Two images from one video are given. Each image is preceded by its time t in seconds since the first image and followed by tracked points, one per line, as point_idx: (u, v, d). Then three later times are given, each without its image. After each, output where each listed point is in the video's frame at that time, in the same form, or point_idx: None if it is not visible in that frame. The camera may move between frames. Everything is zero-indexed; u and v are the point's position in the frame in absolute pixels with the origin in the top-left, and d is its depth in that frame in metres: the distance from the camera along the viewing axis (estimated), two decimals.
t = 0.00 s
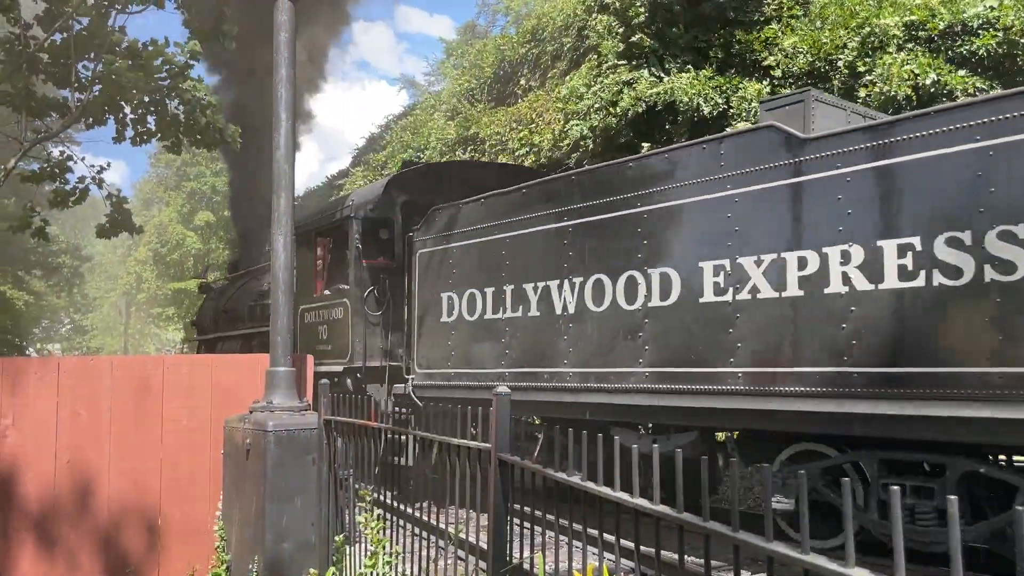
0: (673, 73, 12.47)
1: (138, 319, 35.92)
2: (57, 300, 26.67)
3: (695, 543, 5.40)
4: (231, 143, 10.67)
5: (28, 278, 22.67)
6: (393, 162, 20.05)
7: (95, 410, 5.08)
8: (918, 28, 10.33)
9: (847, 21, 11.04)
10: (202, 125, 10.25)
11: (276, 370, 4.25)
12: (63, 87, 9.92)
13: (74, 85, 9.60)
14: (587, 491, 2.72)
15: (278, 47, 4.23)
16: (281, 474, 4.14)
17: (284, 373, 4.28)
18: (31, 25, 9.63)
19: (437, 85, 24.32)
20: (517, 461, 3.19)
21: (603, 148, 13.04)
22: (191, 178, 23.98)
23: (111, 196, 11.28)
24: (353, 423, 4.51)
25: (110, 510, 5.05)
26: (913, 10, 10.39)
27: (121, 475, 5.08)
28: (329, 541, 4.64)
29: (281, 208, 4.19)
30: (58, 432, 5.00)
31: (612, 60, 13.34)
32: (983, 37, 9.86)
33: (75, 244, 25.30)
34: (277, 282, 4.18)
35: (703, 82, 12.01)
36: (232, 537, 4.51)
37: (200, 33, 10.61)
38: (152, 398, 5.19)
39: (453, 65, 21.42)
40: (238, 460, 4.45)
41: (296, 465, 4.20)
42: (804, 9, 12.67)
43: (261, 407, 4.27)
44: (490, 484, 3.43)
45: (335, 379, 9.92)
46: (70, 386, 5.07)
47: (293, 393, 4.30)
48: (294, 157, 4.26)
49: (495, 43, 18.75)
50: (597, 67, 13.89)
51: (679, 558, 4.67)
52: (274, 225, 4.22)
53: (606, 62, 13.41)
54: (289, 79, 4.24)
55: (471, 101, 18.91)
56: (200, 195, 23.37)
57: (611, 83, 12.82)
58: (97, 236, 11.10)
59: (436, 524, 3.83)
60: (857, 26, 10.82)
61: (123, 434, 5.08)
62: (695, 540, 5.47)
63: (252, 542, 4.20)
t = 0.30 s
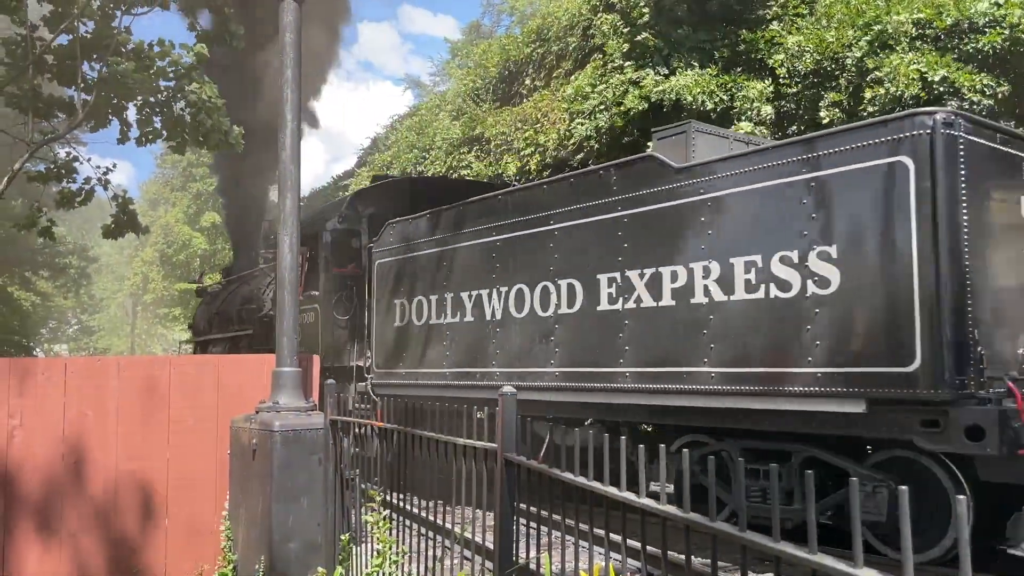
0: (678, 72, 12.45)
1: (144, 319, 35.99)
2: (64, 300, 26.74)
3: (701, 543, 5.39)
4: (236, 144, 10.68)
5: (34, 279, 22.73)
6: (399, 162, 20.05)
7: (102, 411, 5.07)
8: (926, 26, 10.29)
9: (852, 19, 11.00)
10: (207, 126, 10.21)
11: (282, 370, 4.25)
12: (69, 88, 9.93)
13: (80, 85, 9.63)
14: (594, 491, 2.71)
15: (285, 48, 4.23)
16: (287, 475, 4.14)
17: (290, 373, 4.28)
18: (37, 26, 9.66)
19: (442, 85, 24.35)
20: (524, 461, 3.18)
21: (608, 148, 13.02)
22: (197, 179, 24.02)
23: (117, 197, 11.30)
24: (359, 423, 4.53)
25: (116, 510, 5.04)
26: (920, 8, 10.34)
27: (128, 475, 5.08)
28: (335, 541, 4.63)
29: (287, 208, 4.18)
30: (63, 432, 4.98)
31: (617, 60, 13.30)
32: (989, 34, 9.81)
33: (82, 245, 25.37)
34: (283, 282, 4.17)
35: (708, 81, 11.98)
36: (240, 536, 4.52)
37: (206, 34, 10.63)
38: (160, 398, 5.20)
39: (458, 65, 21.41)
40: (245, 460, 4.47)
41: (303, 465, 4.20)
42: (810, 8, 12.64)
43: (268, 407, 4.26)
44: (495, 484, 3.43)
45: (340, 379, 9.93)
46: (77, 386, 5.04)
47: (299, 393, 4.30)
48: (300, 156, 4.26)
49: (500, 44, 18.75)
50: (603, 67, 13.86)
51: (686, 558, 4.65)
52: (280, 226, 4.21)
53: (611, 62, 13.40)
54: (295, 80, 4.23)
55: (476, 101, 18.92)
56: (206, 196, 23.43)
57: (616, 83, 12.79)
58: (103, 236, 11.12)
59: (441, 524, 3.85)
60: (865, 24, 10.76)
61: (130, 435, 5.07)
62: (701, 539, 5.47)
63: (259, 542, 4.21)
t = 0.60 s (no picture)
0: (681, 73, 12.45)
1: (149, 319, 36.05)
2: (70, 301, 26.80)
3: (705, 543, 5.39)
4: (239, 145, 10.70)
5: (40, 280, 22.78)
6: (403, 162, 20.07)
7: (108, 411, 5.05)
8: (931, 24, 10.32)
9: (857, 19, 10.98)
10: (212, 127, 10.23)
11: (286, 370, 4.26)
12: (73, 90, 9.94)
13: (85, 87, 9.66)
14: (597, 491, 2.72)
15: (289, 49, 4.23)
16: (291, 475, 4.14)
17: (294, 374, 4.28)
18: (42, 28, 9.69)
19: (446, 86, 24.37)
20: (527, 462, 3.18)
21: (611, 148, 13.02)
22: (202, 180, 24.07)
23: (121, 198, 11.31)
24: (362, 424, 4.53)
25: (124, 510, 5.04)
26: (926, 6, 10.33)
27: (135, 475, 5.09)
28: (339, 542, 4.63)
29: (291, 209, 4.18)
30: (70, 431, 4.96)
31: (620, 60, 13.29)
32: (995, 33, 9.78)
33: (88, 246, 25.46)
34: (287, 283, 4.17)
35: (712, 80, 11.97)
36: (244, 536, 4.52)
37: (210, 36, 10.65)
38: (166, 397, 5.20)
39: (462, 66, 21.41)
40: (249, 460, 4.47)
41: (307, 466, 4.20)
42: (815, 7, 12.61)
43: (272, 407, 4.27)
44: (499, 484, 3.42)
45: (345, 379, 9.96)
46: (83, 386, 5.02)
47: (303, 394, 4.31)
48: (304, 157, 4.26)
49: (504, 44, 18.76)
50: (607, 67, 13.84)
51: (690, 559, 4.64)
52: (285, 227, 4.21)
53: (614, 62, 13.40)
54: (300, 81, 4.23)
55: (480, 102, 18.95)
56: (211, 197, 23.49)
57: (620, 83, 12.78)
58: (107, 237, 11.15)
59: (445, 524, 3.85)
60: (870, 23, 10.73)
61: (136, 434, 5.07)
62: (704, 540, 5.47)
63: (263, 542, 4.21)
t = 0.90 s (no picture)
0: (684, 73, 12.45)
1: (153, 320, 36.09)
2: (74, 302, 26.82)
3: (709, 543, 5.39)
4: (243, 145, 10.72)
5: (45, 281, 22.83)
6: (407, 162, 20.08)
7: (113, 411, 5.06)
8: (935, 24, 10.28)
9: (861, 18, 10.97)
10: (215, 127, 10.25)
11: (290, 371, 4.24)
12: (77, 91, 9.98)
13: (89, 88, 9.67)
14: (601, 491, 2.72)
15: (293, 48, 4.22)
16: (296, 475, 4.14)
17: (298, 374, 4.27)
18: (46, 29, 9.71)
19: (450, 86, 24.39)
20: (532, 462, 3.18)
21: (614, 148, 13.04)
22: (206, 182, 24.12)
23: (125, 198, 11.33)
24: (367, 424, 4.53)
25: (129, 509, 5.05)
26: (930, 5, 10.32)
27: (140, 476, 5.09)
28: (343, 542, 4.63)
29: (295, 209, 4.18)
30: (75, 432, 4.97)
31: (623, 60, 13.30)
32: (1000, 32, 9.76)
33: (92, 248, 25.53)
34: (292, 284, 4.15)
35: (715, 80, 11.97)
36: (249, 537, 4.52)
37: (213, 36, 10.67)
38: (170, 397, 5.20)
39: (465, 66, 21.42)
40: (254, 461, 4.47)
41: (311, 466, 4.20)
42: (819, 6, 12.60)
43: (276, 408, 4.26)
44: (503, 485, 3.41)
45: (348, 380, 9.96)
46: (88, 387, 5.02)
47: (307, 394, 4.29)
48: (308, 157, 4.25)
49: (507, 44, 18.80)
50: (610, 67, 13.85)
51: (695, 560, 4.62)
52: (289, 226, 4.20)
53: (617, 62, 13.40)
54: (303, 80, 4.23)
55: (484, 102, 18.97)
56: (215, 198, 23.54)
57: (623, 84, 12.79)
58: (111, 238, 11.17)
59: (449, 524, 3.84)
60: (873, 22, 10.77)
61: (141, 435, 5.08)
62: (708, 540, 5.47)
63: (268, 542, 4.21)
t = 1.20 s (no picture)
0: (687, 73, 12.45)
1: (157, 320, 36.10)
2: (77, 302, 26.84)
3: (712, 543, 5.38)
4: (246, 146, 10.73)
5: (49, 282, 22.87)
6: (410, 163, 20.07)
7: (116, 412, 5.07)
8: (939, 24, 10.25)
9: (864, 18, 10.95)
10: (218, 128, 10.26)
11: (293, 371, 4.25)
12: (81, 91, 10.00)
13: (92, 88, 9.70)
14: (603, 491, 2.72)
15: (296, 50, 4.24)
16: (298, 476, 4.14)
17: (301, 374, 4.27)
18: (50, 30, 9.73)
19: (453, 87, 24.44)
20: (535, 463, 3.19)
21: (617, 149, 13.04)
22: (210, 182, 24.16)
23: (127, 198, 11.34)
24: (370, 426, 4.53)
25: (132, 508, 5.06)
26: (934, 5, 10.29)
27: (143, 476, 5.11)
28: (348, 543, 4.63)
29: (298, 210, 4.18)
30: (79, 431, 4.98)
31: (625, 61, 13.32)
32: (1003, 32, 9.74)
33: (96, 249, 25.58)
34: (294, 284, 4.15)
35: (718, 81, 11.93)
36: (252, 537, 4.53)
37: (216, 38, 10.69)
38: (174, 398, 5.21)
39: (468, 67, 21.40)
40: (257, 461, 4.48)
41: (314, 467, 4.20)
42: (822, 6, 12.59)
43: (280, 408, 4.26)
44: (506, 487, 3.41)
45: (351, 380, 9.96)
46: (92, 387, 5.03)
47: (311, 395, 4.29)
48: (311, 157, 4.25)
49: (510, 45, 18.80)
50: (613, 68, 13.85)
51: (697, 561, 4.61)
52: (293, 228, 4.20)
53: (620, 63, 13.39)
54: (307, 82, 4.24)
55: (487, 103, 18.98)
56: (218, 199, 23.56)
57: (625, 85, 12.80)
58: (113, 238, 11.18)
59: (452, 525, 3.84)
60: (876, 23, 10.75)
61: (143, 435, 5.09)
62: (711, 540, 5.46)
63: (272, 542, 4.22)
